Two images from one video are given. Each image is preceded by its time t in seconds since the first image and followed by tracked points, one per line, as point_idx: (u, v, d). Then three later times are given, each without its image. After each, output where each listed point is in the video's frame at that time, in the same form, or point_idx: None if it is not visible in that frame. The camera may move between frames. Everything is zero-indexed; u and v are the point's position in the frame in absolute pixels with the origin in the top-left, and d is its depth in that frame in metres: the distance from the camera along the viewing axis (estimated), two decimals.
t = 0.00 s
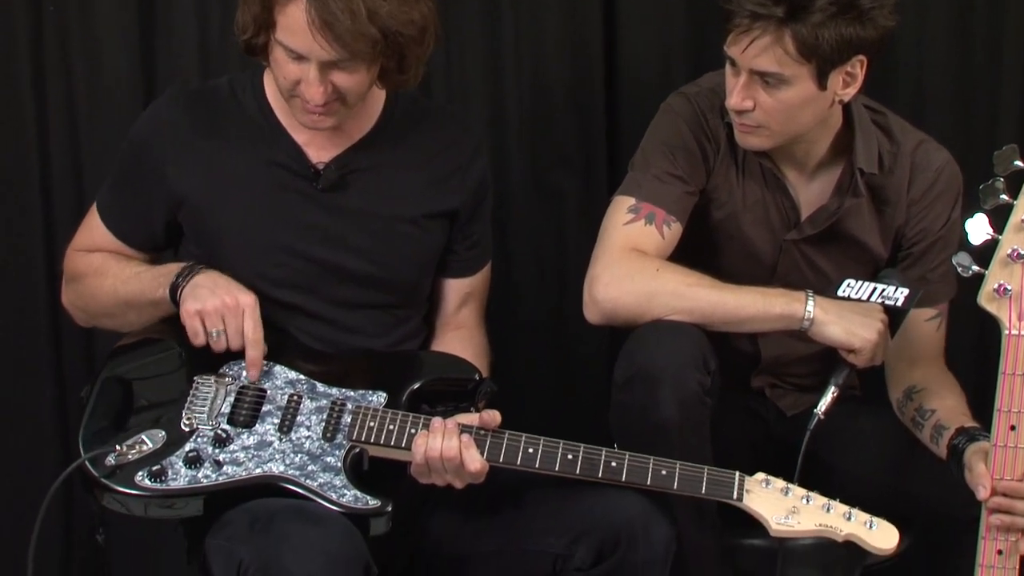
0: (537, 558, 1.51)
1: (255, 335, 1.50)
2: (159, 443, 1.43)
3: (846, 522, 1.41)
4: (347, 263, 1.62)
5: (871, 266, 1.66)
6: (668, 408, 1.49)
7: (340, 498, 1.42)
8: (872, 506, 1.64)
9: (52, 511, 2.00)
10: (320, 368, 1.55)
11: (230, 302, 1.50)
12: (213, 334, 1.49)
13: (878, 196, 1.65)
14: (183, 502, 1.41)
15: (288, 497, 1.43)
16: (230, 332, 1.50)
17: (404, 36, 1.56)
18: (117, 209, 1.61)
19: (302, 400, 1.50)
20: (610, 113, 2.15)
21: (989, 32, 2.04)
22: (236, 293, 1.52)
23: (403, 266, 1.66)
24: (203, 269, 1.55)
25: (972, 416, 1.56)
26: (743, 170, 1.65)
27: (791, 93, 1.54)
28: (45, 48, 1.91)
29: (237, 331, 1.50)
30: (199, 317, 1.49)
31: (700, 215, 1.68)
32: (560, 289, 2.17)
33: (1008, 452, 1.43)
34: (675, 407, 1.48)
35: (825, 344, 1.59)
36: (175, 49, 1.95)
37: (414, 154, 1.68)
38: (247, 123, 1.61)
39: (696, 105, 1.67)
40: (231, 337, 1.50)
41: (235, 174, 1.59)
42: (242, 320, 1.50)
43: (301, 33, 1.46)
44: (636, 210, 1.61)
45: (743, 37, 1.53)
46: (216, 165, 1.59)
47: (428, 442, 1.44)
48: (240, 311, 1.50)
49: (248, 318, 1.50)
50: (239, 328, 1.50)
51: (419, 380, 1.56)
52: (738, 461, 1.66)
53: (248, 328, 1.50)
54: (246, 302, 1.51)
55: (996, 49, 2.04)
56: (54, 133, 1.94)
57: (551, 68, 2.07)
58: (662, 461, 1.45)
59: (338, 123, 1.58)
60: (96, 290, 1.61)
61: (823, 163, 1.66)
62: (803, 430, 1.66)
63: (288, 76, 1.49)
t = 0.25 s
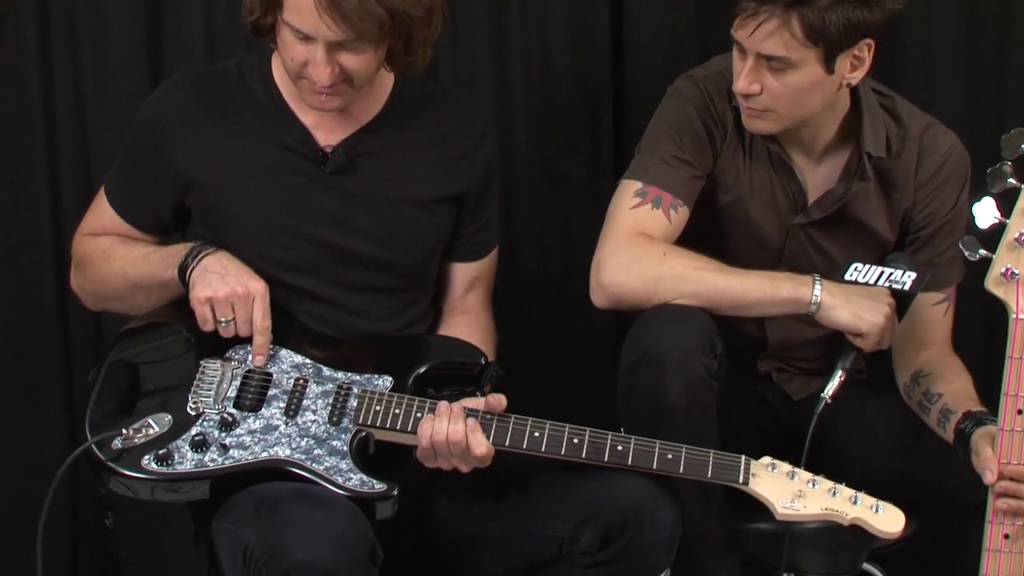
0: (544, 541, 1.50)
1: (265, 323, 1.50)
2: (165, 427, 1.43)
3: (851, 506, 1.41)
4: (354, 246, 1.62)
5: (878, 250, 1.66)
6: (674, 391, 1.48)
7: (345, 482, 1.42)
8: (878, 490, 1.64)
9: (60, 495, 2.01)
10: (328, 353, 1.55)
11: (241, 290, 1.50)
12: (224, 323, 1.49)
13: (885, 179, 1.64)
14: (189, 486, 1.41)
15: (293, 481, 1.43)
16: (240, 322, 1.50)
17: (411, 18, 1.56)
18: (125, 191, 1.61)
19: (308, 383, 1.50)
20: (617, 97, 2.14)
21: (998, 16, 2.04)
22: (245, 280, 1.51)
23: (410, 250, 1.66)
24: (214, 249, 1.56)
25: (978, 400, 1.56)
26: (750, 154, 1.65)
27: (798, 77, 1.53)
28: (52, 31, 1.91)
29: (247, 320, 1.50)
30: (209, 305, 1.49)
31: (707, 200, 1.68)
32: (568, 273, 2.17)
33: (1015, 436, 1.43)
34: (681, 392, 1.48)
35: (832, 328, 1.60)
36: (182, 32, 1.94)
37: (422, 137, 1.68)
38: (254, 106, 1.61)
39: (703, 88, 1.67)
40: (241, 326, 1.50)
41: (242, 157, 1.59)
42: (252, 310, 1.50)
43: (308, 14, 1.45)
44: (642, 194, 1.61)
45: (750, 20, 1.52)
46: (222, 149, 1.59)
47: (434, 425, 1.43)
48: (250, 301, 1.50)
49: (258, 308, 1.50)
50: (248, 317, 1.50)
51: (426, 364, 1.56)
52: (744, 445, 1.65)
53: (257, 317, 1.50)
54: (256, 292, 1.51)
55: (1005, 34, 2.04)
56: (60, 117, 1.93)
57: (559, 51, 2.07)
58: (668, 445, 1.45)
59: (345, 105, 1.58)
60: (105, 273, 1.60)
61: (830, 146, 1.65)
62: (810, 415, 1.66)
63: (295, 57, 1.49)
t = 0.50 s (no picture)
0: (555, 527, 1.50)
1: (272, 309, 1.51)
2: (173, 412, 1.43)
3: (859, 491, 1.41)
4: (364, 230, 1.62)
5: (886, 237, 1.66)
6: (682, 377, 1.48)
7: (354, 467, 1.42)
8: (885, 476, 1.64)
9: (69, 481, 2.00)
10: (337, 335, 1.55)
11: (253, 276, 1.49)
12: (232, 306, 1.50)
13: (894, 165, 1.64)
14: (197, 471, 1.42)
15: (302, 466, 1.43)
16: (248, 306, 1.50)
17: None
18: (133, 174, 1.62)
19: (316, 367, 1.50)
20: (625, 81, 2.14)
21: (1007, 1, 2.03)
22: (255, 264, 1.51)
23: (419, 234, 1.66)
24: (223, 225, 1.55)
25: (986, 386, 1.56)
26: (759, 139, 1.64)
27: (807, 62, 1.53)
28: (61, 16, 1.91)
29: (254, 304, 1.51)
30: (219, 288, 1.49)
31: (716, 184, 1.67)
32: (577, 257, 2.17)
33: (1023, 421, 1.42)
34: (689, 378, 1.48)
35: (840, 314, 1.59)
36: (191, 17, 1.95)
37: (429, 120, 1.68)
38: (262, 90, 1.61)
39: (711, 73, 1.67)
40: (248, 309, 1.51)
41: (249, 141, 1.59)
42: (260, 296, 1.50)
43: None
44: (651, 179, 1.61)
45: (758, 5, 1.52)
46: (231, 133, 1.59)
47: (442, 410, 1.43)
48: (259, 286, 1.50)
49: (266, 294, 1.50)
50: (256, 302, 1.50)
51: (431, 349, 1.56)
52: (752, 430, 1.65)
53: (265, 302, 1.51)
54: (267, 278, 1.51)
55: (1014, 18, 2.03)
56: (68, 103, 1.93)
57: (566, 34, 2.07)
58: (675, 430, 1.45)
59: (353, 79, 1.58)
60: (114, 256, 1.60)
61: (839, 132, 1.65)
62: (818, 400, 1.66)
63: (303, 21, 1.49)
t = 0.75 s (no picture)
0: (560, 515, 1.49)
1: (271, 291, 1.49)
2: (180, 405, 1.43)
3: (874, 471, 1.39)
4: (371, 214, 1.61)
5: (896, 224, 1.64)
6: (692, 364, 1.48)
7: (362, 460, 1.41)
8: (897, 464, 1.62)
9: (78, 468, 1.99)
10: (341, 304, 1.54)
11: (252, 259, 1.47)
12: (230, 291, 1.47)
13: (905, 151, 1.62)
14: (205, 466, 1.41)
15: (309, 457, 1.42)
16: (247, 289, 1.48)
17: None
18: (135, 168, 1.61)
19: (322, 353, 1.49)
20: (634, 65, 2.13)
21: None
22: (252, 246, 1.48)
23: (425, 218, 1.65)
24: (216, 203, 1.53)
25: (997, 374, 1.55)
26: (769, 126, 1.63)
27: (816, 47, 1.51)
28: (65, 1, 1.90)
29: (253, 288, 1.48)
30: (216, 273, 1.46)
31: (724, 169, 1.66)
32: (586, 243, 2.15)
33: None
34: (698, 367, 1.48)
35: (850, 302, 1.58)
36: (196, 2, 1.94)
37: (433, 103, 1.67)
38: (267, 74, 1.60)
39: (721, 59, 1.65)
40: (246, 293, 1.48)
41: (253, 126, 1.58)
42: (259, 279, 1.48)
43: None
44: (659, 165, 1.59)
45: None
46: (235, 117, 1.58)
47: (451, 398, 1.42)
48: (258, 269, 1.48)
49: (265, 278, 1.48)
50: (255, 285, 1.48)
51: (435, 331, 1.55)
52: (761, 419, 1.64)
53: (264, 284, 1.48)
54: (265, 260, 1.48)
55: None
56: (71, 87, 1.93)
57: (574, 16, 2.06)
58: (688, 412, 1.43)
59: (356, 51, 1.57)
60: (118, 256, 1.60)
61: (848, 118, 1.63)
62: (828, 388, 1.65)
63: None
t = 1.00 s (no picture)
0: (567, 508, 1.47)
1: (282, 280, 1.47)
2: (184, 398, 1.41)
3: (889, 452, 1.38)
4: (374, 200, 1.59)
5: (910, 212, 1.61)
6: (700, 354, 1.45)
7: (370, 449, 1.39)
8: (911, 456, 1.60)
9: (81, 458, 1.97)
10: (347, 292, 1.52)
11: (263, 249, 1.45)
12: (242, 282, 1.45)
13: (919, 138, 1.59)
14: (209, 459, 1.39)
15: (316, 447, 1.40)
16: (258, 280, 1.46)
17: None
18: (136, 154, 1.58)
19: (327, 341, 1.47)
20: (642, 51, 2.11)
21: None
22: (262, 236, 1.46)
23: (429, 203, 1.63)
24: (219, 195, 1.50)
25: (1012, 365, 1.52)
26: (780, 112, 1.60)
27: (829, 33, 1.48)
28: None
29: (264, 278, 1.46)
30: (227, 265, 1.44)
31: (734, 156, 1.63)
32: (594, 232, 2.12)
33: None
34: (708, 358, 1.45)
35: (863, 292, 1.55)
36: None
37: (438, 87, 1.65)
38: (269, 60, 1.58)
39: (732, 44, 1.62)
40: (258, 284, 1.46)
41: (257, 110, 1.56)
42: (269, 269, 1.46)
43: None
44: (668, 154, 1.57)
45: None
46: (238, 105, 1.56)
47: (458, 385, 1.40)
48: (269, 260, 1.46)
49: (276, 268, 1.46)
50: (266, 276, 1.46)
51: (443, 317, 1.53)
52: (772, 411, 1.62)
53: (275, 274, 1.46)
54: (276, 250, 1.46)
55: None
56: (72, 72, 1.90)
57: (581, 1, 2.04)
58: (699, 396, 1.40)
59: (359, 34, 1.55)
60: (116, 243, 1.57)
61: (861, 105, 1.60)
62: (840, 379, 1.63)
63: None
